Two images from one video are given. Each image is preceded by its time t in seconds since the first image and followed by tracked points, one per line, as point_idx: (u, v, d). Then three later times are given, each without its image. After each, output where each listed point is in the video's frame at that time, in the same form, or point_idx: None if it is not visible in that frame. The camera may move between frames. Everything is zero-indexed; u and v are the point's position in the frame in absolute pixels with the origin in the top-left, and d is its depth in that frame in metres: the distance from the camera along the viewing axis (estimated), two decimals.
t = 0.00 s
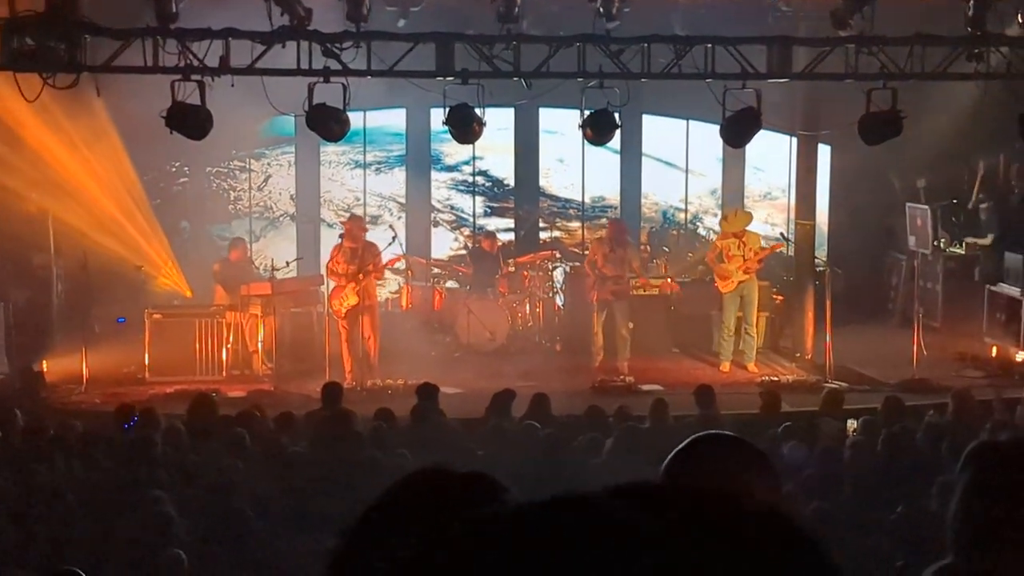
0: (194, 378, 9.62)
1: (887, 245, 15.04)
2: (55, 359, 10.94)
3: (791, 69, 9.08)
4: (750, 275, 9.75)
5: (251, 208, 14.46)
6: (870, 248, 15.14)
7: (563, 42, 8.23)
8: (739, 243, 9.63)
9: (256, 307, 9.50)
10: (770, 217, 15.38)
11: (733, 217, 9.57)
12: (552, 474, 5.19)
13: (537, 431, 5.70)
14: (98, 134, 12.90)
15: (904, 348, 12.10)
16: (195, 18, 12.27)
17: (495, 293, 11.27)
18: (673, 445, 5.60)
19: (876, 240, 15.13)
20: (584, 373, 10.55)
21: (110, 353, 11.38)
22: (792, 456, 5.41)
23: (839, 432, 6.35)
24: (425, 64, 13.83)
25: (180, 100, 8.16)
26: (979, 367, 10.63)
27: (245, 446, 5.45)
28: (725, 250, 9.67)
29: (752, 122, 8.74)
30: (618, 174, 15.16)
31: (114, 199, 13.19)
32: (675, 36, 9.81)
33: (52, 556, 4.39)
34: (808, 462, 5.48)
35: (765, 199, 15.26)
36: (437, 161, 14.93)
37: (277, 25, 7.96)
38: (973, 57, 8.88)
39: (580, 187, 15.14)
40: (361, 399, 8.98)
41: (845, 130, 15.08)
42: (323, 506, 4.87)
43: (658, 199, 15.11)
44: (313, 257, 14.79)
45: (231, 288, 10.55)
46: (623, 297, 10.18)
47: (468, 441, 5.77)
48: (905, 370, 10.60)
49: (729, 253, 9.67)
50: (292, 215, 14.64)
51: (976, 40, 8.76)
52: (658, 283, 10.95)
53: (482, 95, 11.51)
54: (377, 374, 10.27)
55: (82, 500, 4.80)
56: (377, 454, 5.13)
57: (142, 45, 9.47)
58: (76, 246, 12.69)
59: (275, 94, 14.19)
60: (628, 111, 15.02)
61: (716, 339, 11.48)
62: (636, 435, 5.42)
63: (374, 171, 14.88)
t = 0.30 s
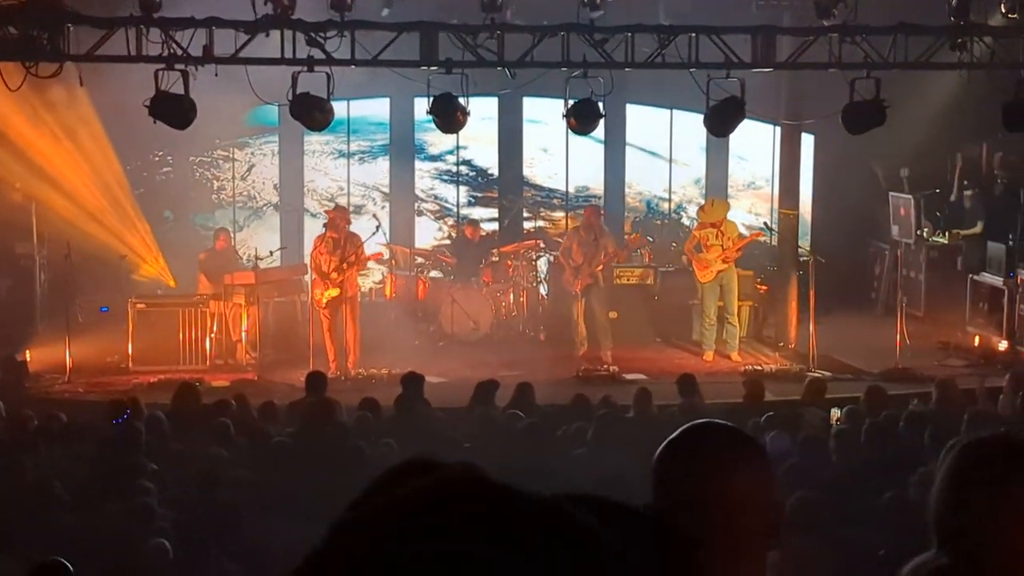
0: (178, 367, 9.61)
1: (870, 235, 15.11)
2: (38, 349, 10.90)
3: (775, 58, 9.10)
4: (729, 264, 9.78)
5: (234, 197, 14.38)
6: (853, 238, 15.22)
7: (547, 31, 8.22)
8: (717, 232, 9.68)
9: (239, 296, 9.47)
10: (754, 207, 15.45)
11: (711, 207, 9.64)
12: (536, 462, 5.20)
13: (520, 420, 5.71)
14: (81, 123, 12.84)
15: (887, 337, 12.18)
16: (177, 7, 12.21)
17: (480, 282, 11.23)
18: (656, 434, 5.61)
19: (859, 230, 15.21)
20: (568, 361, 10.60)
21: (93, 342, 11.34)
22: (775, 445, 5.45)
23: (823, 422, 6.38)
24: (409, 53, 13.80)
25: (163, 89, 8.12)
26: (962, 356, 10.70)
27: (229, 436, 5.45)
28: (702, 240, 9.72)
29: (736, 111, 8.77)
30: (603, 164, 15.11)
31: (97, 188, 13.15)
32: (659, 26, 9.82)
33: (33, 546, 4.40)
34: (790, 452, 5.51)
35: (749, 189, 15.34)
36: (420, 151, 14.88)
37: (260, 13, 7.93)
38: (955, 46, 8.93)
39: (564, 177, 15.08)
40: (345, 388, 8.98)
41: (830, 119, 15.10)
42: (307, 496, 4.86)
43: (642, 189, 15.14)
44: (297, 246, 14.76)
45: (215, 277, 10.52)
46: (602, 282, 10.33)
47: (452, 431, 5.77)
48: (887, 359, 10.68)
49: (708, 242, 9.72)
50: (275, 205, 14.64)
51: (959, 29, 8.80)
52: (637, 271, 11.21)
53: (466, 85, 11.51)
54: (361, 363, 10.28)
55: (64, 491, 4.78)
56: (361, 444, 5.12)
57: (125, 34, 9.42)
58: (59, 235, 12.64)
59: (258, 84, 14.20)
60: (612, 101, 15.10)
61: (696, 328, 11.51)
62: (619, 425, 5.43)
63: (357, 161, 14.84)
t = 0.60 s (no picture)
0: (165, 358, 9.60)
1: (857, 226, 15.18)
2: (25, 339, 10.88)
3: (762, 49, 9.11)
4: (714, 255, 9.85)
5: (221, 188, 14.34)
6: (839, 229, 15.27)
7: (534, 21, 8.22)
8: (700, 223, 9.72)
9: (226, 286, 9.52)
10: (741, 198, 15.42)
11: (693, 199, 9.59)
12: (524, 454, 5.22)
13: (508, 411, 5.72)
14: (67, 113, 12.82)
15: (873, 328, 12.25)
16: None
17: (466, 273, 11.14)
18: (644, 425, 5.64)
19: (846, 222, 15.28)
20: (556, 352, 10.64)
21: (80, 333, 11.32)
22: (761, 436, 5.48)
23: (809, 413, 6.42)
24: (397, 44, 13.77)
25: (149, 79, 8.10)
26: (948, 347, 10.77)
27: (218, 427, 5.45)
28: (686, 231, 9.75)
29: (723, 102, 8.78)
30: (589, 154, 15.17)
31: (84, 179, 13.13)
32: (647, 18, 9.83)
33: (18, 537, 4.39)
34: (776, 442, 5.54)
35: (736, 179, 15.32)
36: (407, 142, 14.85)
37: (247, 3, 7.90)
38: (942, 39, 8.96)
39: (550, 168, 15.12)
40: (333, 379, 8.99)
41: (817, 111, 15.16)
42: (296, 487, 4.86)
43: (628, 179, 15.19)
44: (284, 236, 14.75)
45: (202, 268, 10.53)
46: (586, 271, 10.42)
47: (440, 422, 5.78)
48: (873, 350, 10.75)
49: (692, 233, 9.76)
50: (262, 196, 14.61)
51: (946, 21, 8.83)
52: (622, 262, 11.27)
53: (454, 76, 11.50)
54: (349, 354, 10.29)
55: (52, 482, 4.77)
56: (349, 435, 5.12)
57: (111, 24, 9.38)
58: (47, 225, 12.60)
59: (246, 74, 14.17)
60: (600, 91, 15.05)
61: (679, 318, 11.51)
62: (605, 416, 5.46)
63: (344, 152, 14.85)
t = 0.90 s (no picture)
0: (153, 352, 9.57)
1: (847, 221, 15.20)
2: (13, 333, 10.85)
3: (751, 43, 9.12)
4: (703, 248, 9.86)
5: (209, 181, 14.27)
6: (828, 223, 15.33)
7: (523, 15, 8.21)
8: (689, 216, 9.74)
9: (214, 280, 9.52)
10: (730, 192, 15.45)
11: (682, 192, 9.65)
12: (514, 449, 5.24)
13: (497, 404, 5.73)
14: (53, 106, 12.74)
15: (862, 322, 12.31)
16: None
17: (455, 268, 11.41)
18: (632, 418, 5.65)
19: (835, 215, 15.33)
20: (544, 345, 10.65)
21: (69, 326, 11.31)
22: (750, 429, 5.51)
23: (797, 406, 6.45)
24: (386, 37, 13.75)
25: (138, 73, 8.08)
26: (936, 341, 10.83)
27: (207, 420, 5.45)
28: (676, 224, 9.78)
29: (712, 96, 8.80)
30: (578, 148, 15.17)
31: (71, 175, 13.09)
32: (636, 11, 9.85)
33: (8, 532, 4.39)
34: (765, 435, 5.56)
35: (725, 173, 15.35)
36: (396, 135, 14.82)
37: None
38: (930, 32, 8.98)
39: (539, 162, 15.11)
40: (322, 373, 9.00)
41: (805, 104, 15.21)
42: (283, 482, 4.85)
43: (617, 173, 15.18)
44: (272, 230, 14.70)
45: (191, 261, 10.51)
46: (575, 264, 10.49)
47: (429, 416, 5.79)
48: (861, 344, 10.79)
49: (681, 227, 9.78)
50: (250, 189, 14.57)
51: (935, 14, 8.85)
52: (611, 255, 11.25)
53: (443, 69, 11.52)
54: (338, 347, 10.29)
55: (44, 476, 4.77)
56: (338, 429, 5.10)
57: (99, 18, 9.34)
58: (33, 220, 12.53)
59: (234, 68, 14.13)
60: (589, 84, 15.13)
61: (667, 312, 11.56)
62: (595, 410, 5.47)
63: (332, 145, 14.80)
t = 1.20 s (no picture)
0: (144, 346, 9.56)
1: (837, 215, 15.27)
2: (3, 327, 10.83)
3: (742, 37, 9.13)
4: (695, 243, 9.89)
5: (200, 176, 14.23)
6: (817, 218, 15.40)
7: (515, 10, 8.21)
8: (682, 211, 9.78)
9: (205, 274, 9.53)
10: (721, 187, 15.45)
11: (675, 186, 9.63)
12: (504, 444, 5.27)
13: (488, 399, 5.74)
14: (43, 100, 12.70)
15: (852, 316, 12.36)
16: None
17: (445, 262, 11.42)
18: (622, 412, 5.68)
19: (824, 211, 15.39)
20: (534, 338, 10.66)
21: (59, 320, 11.30)
22: (739, 423, 5.55)
23: (787, 400, 6.48)
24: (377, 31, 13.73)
25: (128, 67, 8.05)
26: (926, 336, 10.88)
27: (198, 415, 5.46)
28: (668, 219, 9.80)
29: (703, 91, 8.82)
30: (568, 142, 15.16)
31: (61, 169, 13.06)
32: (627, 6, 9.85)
33: None
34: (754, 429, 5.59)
35: (715, 168, 15.37)
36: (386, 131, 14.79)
37: None
38: (920, 27, 9.00)
39: (529, 156, 15.10)
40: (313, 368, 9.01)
41: (795, 99, 15.24)
42: (275, 477, 4.86)
43: (608, 168, 15.19)
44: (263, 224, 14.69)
45: (181, 256, 10.49)
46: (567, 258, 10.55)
47: (420, 410, 5.82)
48: (852, 338, 10.84)
49: (673, 221, 9.80)
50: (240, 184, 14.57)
51: (925, 10, 8.87)
52: (602, 250, 11.28)
53: (434, 64, 11.52)
54: (329, 342, 10.29)
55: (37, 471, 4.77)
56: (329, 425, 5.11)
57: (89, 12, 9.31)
58: (23, 216, 12.50)
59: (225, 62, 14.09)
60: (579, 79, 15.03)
61: (659, 306, 11.59)
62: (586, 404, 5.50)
63: (323, 140, 14.82)
